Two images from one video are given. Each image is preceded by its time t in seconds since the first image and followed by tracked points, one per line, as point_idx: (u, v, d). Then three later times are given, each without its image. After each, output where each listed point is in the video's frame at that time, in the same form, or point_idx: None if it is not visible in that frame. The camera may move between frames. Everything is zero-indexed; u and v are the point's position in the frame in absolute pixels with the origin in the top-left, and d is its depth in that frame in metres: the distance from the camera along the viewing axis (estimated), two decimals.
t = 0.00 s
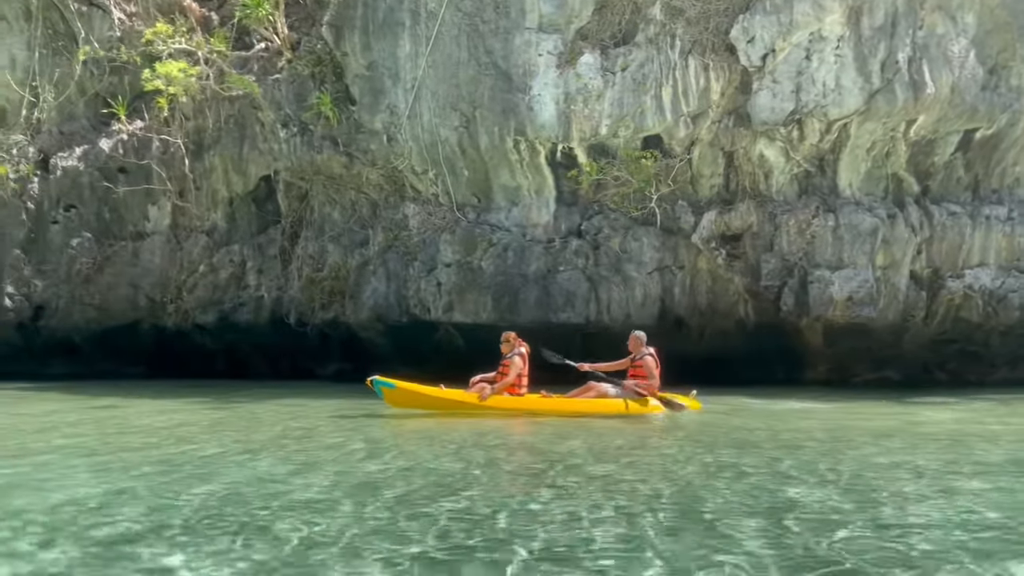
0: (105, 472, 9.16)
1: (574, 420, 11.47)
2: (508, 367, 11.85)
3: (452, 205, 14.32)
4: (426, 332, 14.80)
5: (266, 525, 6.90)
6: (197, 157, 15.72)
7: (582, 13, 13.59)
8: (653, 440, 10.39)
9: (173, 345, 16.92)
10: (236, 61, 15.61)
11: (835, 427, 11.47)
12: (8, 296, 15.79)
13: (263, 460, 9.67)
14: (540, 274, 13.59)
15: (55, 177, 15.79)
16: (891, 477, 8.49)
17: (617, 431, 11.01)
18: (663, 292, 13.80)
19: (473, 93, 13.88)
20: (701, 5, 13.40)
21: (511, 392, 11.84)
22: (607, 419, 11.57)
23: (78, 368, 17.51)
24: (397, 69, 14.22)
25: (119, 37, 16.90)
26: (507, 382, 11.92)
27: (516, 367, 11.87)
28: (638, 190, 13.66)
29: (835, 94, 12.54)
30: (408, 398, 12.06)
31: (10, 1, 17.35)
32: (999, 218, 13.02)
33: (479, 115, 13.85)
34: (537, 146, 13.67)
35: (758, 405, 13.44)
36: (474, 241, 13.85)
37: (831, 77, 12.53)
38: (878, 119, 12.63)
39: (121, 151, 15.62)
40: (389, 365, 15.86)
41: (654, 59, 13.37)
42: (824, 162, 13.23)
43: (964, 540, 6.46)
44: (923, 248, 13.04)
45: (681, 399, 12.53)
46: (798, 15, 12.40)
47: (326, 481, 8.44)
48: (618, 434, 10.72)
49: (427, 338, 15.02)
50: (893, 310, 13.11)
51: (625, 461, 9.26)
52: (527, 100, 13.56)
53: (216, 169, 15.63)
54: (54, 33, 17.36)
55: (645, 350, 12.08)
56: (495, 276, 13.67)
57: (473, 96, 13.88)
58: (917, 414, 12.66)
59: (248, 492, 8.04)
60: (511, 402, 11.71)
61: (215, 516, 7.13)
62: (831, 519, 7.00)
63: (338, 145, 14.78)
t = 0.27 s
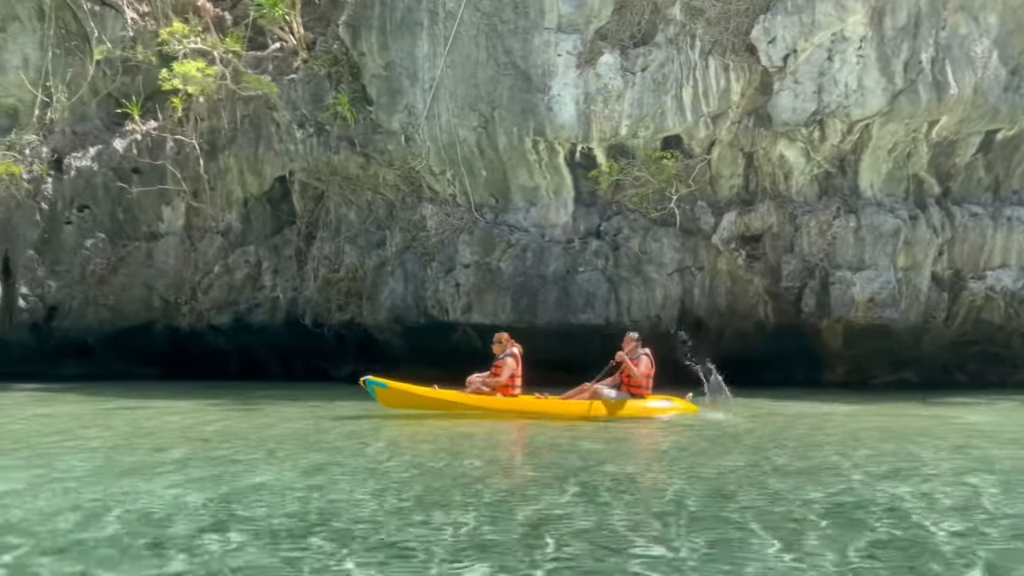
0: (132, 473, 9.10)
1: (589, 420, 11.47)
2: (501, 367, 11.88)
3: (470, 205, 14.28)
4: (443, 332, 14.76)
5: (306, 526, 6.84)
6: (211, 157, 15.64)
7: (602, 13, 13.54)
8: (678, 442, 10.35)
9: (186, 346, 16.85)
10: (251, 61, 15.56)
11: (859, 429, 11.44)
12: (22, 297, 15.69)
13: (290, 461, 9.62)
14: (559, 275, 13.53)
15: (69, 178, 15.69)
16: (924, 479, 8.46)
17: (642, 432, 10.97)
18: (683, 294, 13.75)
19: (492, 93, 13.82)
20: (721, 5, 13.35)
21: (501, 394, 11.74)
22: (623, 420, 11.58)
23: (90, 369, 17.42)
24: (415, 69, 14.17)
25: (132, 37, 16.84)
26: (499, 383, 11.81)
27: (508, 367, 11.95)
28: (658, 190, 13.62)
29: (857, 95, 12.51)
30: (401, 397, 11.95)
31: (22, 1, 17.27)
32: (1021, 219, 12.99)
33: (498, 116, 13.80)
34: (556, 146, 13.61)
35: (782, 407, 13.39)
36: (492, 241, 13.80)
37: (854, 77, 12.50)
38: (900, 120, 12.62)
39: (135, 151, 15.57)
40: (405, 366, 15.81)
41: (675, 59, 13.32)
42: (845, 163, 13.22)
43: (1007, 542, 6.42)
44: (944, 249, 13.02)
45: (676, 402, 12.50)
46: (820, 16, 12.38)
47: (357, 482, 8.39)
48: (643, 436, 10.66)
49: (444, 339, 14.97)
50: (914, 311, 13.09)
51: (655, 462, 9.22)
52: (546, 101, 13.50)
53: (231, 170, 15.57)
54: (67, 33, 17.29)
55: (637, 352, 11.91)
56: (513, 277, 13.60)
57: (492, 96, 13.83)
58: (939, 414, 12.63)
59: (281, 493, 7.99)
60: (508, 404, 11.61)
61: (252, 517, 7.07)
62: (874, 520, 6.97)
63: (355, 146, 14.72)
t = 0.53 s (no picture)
0: (163, 474, 9.06)
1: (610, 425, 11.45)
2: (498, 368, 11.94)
3: (490, 206, 14.24)
4: (463, 334, 14.72)
5: (348, 528, 6.81)
6: (228, 159, 15.60)
7: (623, 14, 13.52)
8: (707, 444, 10.31)
9: (203, 347, 16.82)
10: (268, 63, 15.51)
11: (886, 430, 11.41)
12: (40, 299, 15.67)
13: (319, 462, 9.58)
14: (581, 276, 13.49)
15: (86, 179, 15.72)
16: (960, 480, 8.42)
17: (670, 434, 10.93)
18: (706, 295, 13.67)
19: (513, 94, 13.79)
20: (743, 6, 13.34)
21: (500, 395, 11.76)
22: (644, 423, 11.56)
23: (106, 371, 17.39)
24: (435, 70, 14.14)
25: (148, 38, 16.81)
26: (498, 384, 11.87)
27: (505, 369, 11.99)
28: (681, 191, 13.59)
29: (882, 96, 12.51)
30: (396, 398, 12.00)
31: (39, 2, 17.25)
32: None
33: (519, 117, 13.76)
34: (578, 147, 13.58)
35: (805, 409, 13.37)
36: (513, 242, 13.76)
37: (878, 78, 12.51)
38: (925, 121, 12.64)
39: (153, 152, 15.54)
40: (424, 368, 15.80)
41: (697, 60, 13.29)
42: (868, 164, 13.23)
43: None
44: (968, 251, 13.01)
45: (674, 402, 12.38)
46: (844, 16, 12.39)
47: (392, 483, 8.36)
48: (672, 438, 10.62)
49: (464, 340, 14.93)
50: (938, 312, 13.09)
51: (687, 463, 9.19)
52: (568, 101, 13.44)
53: (249, 171, 15.51)
54: (83, 35, 17.27)
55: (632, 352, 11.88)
56: (535, 278, 13.56)
57: (514, 97, 13.80)
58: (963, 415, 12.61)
59: (317, 495, 7.95)
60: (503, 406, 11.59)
61: (293, 519, 7.04)
62: (918, 521, 6.93)
63: (374, 147, 14.69)
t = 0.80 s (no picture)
0: (195, 479, 9.04)
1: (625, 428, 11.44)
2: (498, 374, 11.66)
3: (510, 210, 14.23)
4: (483, 338, 14.70)
5: (392, 533, 6.78)
6: (247, 163, 15.59)
7: (645, 17, 13.50)
8: (736, 451, 10.30)
9: (222, 351, 16.82)
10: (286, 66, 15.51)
11: (912, 434, 11.39)
12: (59, 303, 15.66)
13: (349, 466, 9.57)
14: (604, 280, 13.46)
15: (105, 184, 15.73)
16: (995, 486, 8.40)
17: (697, 440, 10.92)
18: (728, 299, 13.62)
19: (535, 98, 13.79)
20: (766, 10, 13.35)
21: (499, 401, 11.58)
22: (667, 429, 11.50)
23: (125, 375, 17.41)
24: (456, 74, 14.14)
25: (165, 43, 16.82)
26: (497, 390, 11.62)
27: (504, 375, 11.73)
28: (704, 194, 13.61)
29: (907, 99, 12.54)
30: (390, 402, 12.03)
31: (56, 6, 17.24)
32: None
33: (541, 120, 13.75)
34: (600, 150, 13.56)
35: (829, 414, 13.34)
36: (535, 246, 13.75)
37: (902, 81, 12.54)
38: (950, 124, 12.67)
39: (171, 156, 15.63)
40: (444, 372, 15.79)
41: (720, 64, 13.29)
42: (891, 167, 13.24)
43: None
44: (993, 254, 12.99)
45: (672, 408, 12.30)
46: (867, 20, 12.44)
47: (427, 487, 8.33)
48: (699, 444, 10.60)
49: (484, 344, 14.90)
50: (962, 316, 13.06)
51: (719, 468, 9.18)
52: (589, 105, 13.44)
53: (268, 175, 15.50)
54: (101, 39, 17.28)
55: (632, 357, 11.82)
56: (557, 282, 13.55)
57: (535, 101, 13.79)
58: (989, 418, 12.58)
59: (354, 500, 7.94)
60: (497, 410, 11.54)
61: (334, 524, 7.02)
62: (963, 530, 6.89)
63: (394, 150, 14.66)
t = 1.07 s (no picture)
0: (230, 496, 9.06)
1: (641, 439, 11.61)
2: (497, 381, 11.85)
3: (531, 214, 14.21)
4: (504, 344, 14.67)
5: (438, 560, 6.81)
6: (266, 168, 15.62)
7: (667, 22, 13.46)
8: (764, 465, 10.31)
9: (240, 356, 16.80)
10: (304, 72, 15.57)
11: (938, 443, 11.39)
12: (79, 308, 15.64)
13: (381, 477, 9.60)
14: (626, 284, 13.40)
15: (124, 190, 15.79)
16: None
17: (724, 455, 10.93)
18: (751, 304, 13.59)
19: (556, 103, 13.79)
20: (788, 14, 13.34)
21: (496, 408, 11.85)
22: (691, 443, 11.54)
23: (144, 380, 17.41)
24: (477, 79, 14.14)
25: (183, 48, 16.83)
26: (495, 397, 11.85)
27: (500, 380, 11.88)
28: (726, 199, 13.62)
29: (931, 103, 12.54)
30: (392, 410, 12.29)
31: (75, 12, 17.25)
32: None
33: (563, 125, 13.75)
34: (621, 155, 13.54)
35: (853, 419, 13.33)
36: (556, 250, 13.73)
37: (927, 85, 12.54)
38: (975, 128, 12.66)
39: (190, 161, 15.63)
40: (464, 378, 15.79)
41: (742, 68, 13.28)
42: (914, 172, 13.24)
43: None
44: (1018, 257, 13.08)
45: (671, 414, 12.55)
46: (891, 24, 12.43)
47: (463, 505, 8.37)
48: (726, 460, 10.62)
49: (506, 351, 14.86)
50: (986, 321, 13.05)
51: (752, 486, 9.19)
52: (612, 109, 13.45)
53: (287, 181, 15.53)
54: (119, 44, 17.29)
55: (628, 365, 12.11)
56: (579, 286, 13.51)
57: (557, 106, 13.79)
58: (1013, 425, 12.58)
59: (394, 518, 7.96)
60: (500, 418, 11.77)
61: (375, 548, 7.05)
62: (1002, 552, 6.91)
63: (414, 155, 14.64)
